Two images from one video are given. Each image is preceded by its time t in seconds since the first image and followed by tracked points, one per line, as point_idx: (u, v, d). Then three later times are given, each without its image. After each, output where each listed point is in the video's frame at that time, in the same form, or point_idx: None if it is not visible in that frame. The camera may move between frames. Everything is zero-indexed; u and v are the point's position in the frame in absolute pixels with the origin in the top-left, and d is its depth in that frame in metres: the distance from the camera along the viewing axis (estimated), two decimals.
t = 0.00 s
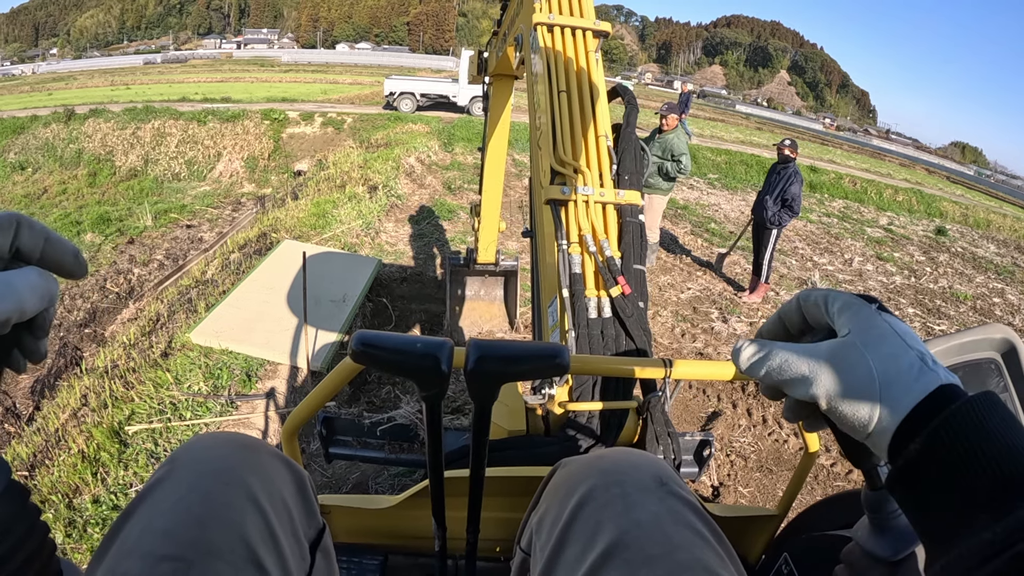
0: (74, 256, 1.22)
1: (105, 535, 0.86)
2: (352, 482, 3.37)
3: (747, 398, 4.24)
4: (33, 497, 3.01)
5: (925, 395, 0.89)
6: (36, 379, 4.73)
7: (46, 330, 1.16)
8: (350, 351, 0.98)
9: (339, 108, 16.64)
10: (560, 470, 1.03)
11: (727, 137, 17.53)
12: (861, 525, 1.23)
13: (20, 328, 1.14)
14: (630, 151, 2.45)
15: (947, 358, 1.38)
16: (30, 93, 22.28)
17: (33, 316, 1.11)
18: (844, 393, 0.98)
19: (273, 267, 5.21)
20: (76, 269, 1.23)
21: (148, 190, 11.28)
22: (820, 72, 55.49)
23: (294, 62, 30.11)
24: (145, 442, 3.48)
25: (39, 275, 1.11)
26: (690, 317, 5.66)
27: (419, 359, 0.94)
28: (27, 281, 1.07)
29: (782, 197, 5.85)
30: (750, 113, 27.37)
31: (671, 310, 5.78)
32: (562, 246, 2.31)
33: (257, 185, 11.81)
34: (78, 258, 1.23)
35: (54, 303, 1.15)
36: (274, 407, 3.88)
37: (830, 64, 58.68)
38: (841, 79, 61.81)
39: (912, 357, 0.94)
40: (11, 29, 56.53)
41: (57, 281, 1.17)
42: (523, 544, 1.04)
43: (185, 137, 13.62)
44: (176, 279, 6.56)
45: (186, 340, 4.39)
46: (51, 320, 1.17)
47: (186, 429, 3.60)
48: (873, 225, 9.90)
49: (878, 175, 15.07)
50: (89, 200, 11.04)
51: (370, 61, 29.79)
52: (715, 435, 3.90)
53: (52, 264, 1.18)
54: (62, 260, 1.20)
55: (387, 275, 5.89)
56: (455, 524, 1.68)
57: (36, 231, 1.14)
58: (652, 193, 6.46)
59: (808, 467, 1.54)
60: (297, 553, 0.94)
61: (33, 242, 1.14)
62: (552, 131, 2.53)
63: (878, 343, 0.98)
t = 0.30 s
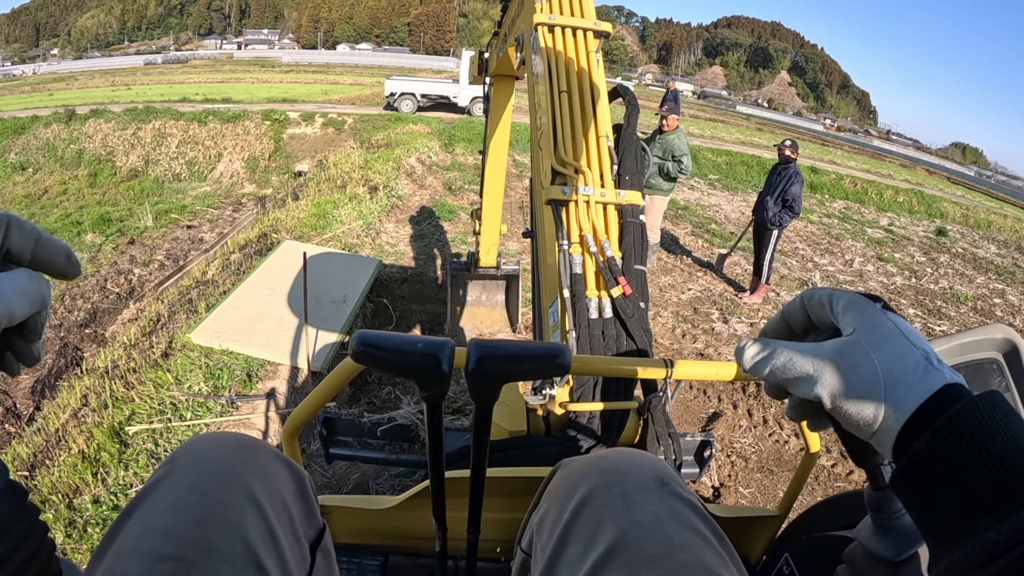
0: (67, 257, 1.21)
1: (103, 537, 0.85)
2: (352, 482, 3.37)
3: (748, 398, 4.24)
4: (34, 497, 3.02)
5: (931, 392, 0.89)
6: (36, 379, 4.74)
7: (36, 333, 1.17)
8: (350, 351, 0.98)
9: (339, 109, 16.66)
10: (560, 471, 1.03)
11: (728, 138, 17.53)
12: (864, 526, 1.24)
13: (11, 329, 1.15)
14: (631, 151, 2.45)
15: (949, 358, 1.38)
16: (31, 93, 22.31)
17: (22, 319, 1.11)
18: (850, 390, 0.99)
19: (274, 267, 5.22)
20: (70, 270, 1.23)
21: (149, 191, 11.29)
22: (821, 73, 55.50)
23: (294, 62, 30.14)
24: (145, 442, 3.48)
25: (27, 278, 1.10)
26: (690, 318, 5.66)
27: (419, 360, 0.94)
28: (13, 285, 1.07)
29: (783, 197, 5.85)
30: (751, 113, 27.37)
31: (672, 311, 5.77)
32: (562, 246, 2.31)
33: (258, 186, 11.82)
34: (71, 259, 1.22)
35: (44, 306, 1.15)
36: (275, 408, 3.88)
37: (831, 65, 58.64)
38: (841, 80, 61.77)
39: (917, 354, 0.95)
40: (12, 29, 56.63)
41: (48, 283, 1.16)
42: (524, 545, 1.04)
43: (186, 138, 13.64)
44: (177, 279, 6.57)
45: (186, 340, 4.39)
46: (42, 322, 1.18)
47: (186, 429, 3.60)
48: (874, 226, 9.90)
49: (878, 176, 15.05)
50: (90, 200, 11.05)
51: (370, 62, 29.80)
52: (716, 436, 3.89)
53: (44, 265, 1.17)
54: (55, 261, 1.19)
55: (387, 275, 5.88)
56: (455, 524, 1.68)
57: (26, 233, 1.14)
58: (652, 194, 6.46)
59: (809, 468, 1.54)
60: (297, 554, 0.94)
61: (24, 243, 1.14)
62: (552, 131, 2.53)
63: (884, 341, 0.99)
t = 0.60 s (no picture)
0: (73, 253, 1.22)
1: (101, 538, 0.85)
2: (351, 483, 3.37)
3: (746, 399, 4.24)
4: (33, 498, 3.01)
5: (899, 433, 0.82)
6: (35, 379, 4.74)
7: (50, 328, 1.17)
8: (349, 351, 0.98)
9: (339, 109, 16.66)
10: (559, 471, 1.03)
11: (728, 139, 17.55)
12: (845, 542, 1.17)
13: (24, 327, 1.15)
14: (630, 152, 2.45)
15: (949, 359, 1.38)
16: (30, 93, 22.28)
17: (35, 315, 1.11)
18: (812, 441, 0.91)
19: (273, 267, 5.21)
20: (75, 265, 1.23)
21: (148, 191, 11.29)
22: (820, 74, 55.59)
23: (294, 62, 30.14)
24: (144, 443, 3.48)
25: (39, 273, 1.11)
26: (689, 318, 5.66)
27: (418, 360, 0.93)
28: (27, 282, 1.08)
29: (782, 198, 5.84)
30: (750, 113, 27.38)
31: (671, 311, 5.77)
32: (561, 247, 2.32)
33: (257, 186, 11.82)
34: (76, 254, 1.23)
35: (56, 301, 1.15)
36: (274, 408, 3.88)
37: (830, 66, 58.71)
38: (840, 81, 61.83)
39: (876, 395, 0.88)
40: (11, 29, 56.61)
41: (57, 278, 1.17)
42: (522, 546, 1.04)
43: (185, 138, 13.63)
44: (176, 280, 6.57)
45: (185, 341, 4.39)
46: (54, 317, 1.18)
47: (186, 430, 3.60)
48: (874, 226, 9.91)
49: (877, 177, 15.07)
50: (89, 201, 11.04)
51: (370, 62, 29.79)
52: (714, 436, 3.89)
53: (52, 261, 1.18)
54: (60, 257, 1.20)
55: (386, 276, 5.88)
56: (454, 525, 1.68)
57: (34, 230, 1.14)
58: (652, 195, 6.46)
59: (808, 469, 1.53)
60: (295, 555, 0.94)
61: (32, 240, 1.14)
62: (551, 132, 2.53)
63: (838, 385, 0.91)
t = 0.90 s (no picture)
0: (73, 255, 1.23)
1: (102, 540, 0.85)
2: (351, 483, 3.37)
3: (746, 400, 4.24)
4: (33, 498, 3.01)
5: (888, 442, 0.82)
6: (35, 379, 4.74)
7: (52, 329, 1.18)
8: (349, 355, 0.97)
9: (339, 109, 16.66)
10: (560, 474, 1.03)
11: (728, 139, 17.55)
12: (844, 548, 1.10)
13: (26, 329, 1.15)
14: (631, 153, 2.44)
15: (949, 363, 1.37)
16: (29, 93, 22.26)
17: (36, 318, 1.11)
18: (803, 452, 0.92)
19: (273, 267, 5.21)
20: (75, 266, 1.24)
21: (148, 191, 11.29)
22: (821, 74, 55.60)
23: (294, 62, 30.15)
24: (144, 443, 3.48)
25: (41, 275, 1.11)
26: (690, 319, 5.66)
27: (418, 364, 0.93)
28: (28, 284, 1.07)
29: (782, 198, 5.84)
30: (751, 113, 27.38)
31: (671, 312, 5.77)
32: (562, 247, 2.31)
33: (258, 186, 11.82)
34: (76, 256, 1.24)
35: (57, 304, 1.16)
36: (274, 409, 3.88)
37: (831, 66, 58.69)
38: (840, 81, 61.79)
39: (865, 403, 0.88)
40: (11, 29, 56.65)
41: (58, 280, 1.17)
42: (523, 549, 1.04)
43: (185, 138, 13.62)
44: (176, 280, 6.56)
45: (186, 341, 4.38)
46: (57, 319, 1.18)
47: (186, 430, 3.60)
48: (874, 227, 9.91)
49: (877, 177, 15.08)
50: (89, 201, 11.04)
51: (370, 62, 29.78)
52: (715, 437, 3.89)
53: (52, 263, 1.19)
54: (59, 259, 1.20)
55: (387, 276, 5.88)
56: (455, 526, 1.68)
57: (35, 233, 1.14)
58: (651, 196, 6.46)
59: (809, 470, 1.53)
60: (295, 557, 0.94)
61: (33, 243, 1.14)
62: (552, 133, 2.53)
63: (828, 395, 0.92)
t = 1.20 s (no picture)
0: (72, 242, 1.22)
1: (102, 541, 0.85)
2: (352, 483, 3.37)
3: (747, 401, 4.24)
4: (33, 498, 3.02)
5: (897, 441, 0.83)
6: (36, 379, 4.76)
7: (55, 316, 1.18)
8: (350, 355, 0.98)
9: (340, 109, 16.68)
10: (561, 476, 1.03)
11: (729, 139, 17.55)
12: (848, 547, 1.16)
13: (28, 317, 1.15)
14: (631, 153, 2.44)
15: (950, 364, 1.38)
16: (31, 92, 22.30)
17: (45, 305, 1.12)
18: (813, 446, 0.92)
19: (274, 267, 5.20)
20: (74, 252, 1.24)
21: (150, 191, 11.30)
22: (822, 74, 55.56)
23: (295, 62, 30.17)
24: (145, 442, 3.48)
25: (47, 261, 1.11)
26: (690, 319, 5.65)
27: (419, 364, 0.93)
28: (35, 272, 1.08)
29: (783, 199, 5.84)
30: (752, 114, 27.37)
31: (672, 312, 5.76)
32: (563, 248, 2.31)
33: (259, 186, 11.83)
34: (76, 243, 1.24)
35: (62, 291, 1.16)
36: (274, 409, 3.88)
37: (832, 67, 58.65)
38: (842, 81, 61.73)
39: (876, 403, 0.89)
40: (13, 29, 56.76)
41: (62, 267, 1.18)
42: (524, 551, 1.04)
43: (186, 137, 13.63)
44: (177, 279, 6.56)
45: (186, 340, 4.38)
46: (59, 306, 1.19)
47: (186, 430, 3.60)
48: (874, 227, 9.91)
49: (878, 178, 15.08)
50: (91, 200, 11.06)
51: (371, 62, 29.80)
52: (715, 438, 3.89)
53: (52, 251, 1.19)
54: (57, 248, 1.19)
55: (387, 276, 5.88)
56: (455, 527, 1.68)
57: (35, 221, 1.14)
58: (651, 196, 6.48)
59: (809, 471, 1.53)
60: (296, 558, 0.94)
61: (34, 232, 1.14)
62: (553, 133, 2.53)
63: (841, 392, 0.92)
